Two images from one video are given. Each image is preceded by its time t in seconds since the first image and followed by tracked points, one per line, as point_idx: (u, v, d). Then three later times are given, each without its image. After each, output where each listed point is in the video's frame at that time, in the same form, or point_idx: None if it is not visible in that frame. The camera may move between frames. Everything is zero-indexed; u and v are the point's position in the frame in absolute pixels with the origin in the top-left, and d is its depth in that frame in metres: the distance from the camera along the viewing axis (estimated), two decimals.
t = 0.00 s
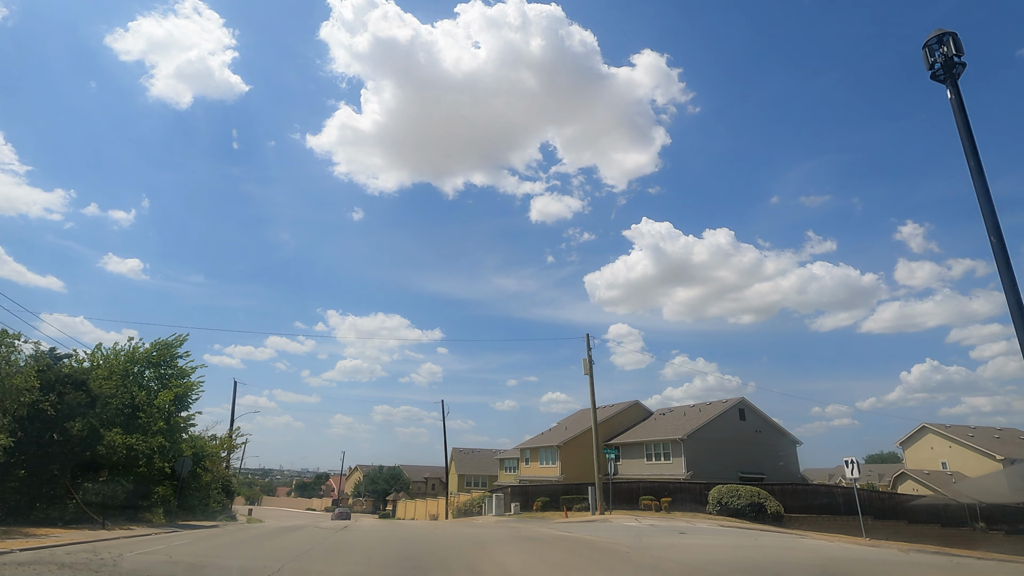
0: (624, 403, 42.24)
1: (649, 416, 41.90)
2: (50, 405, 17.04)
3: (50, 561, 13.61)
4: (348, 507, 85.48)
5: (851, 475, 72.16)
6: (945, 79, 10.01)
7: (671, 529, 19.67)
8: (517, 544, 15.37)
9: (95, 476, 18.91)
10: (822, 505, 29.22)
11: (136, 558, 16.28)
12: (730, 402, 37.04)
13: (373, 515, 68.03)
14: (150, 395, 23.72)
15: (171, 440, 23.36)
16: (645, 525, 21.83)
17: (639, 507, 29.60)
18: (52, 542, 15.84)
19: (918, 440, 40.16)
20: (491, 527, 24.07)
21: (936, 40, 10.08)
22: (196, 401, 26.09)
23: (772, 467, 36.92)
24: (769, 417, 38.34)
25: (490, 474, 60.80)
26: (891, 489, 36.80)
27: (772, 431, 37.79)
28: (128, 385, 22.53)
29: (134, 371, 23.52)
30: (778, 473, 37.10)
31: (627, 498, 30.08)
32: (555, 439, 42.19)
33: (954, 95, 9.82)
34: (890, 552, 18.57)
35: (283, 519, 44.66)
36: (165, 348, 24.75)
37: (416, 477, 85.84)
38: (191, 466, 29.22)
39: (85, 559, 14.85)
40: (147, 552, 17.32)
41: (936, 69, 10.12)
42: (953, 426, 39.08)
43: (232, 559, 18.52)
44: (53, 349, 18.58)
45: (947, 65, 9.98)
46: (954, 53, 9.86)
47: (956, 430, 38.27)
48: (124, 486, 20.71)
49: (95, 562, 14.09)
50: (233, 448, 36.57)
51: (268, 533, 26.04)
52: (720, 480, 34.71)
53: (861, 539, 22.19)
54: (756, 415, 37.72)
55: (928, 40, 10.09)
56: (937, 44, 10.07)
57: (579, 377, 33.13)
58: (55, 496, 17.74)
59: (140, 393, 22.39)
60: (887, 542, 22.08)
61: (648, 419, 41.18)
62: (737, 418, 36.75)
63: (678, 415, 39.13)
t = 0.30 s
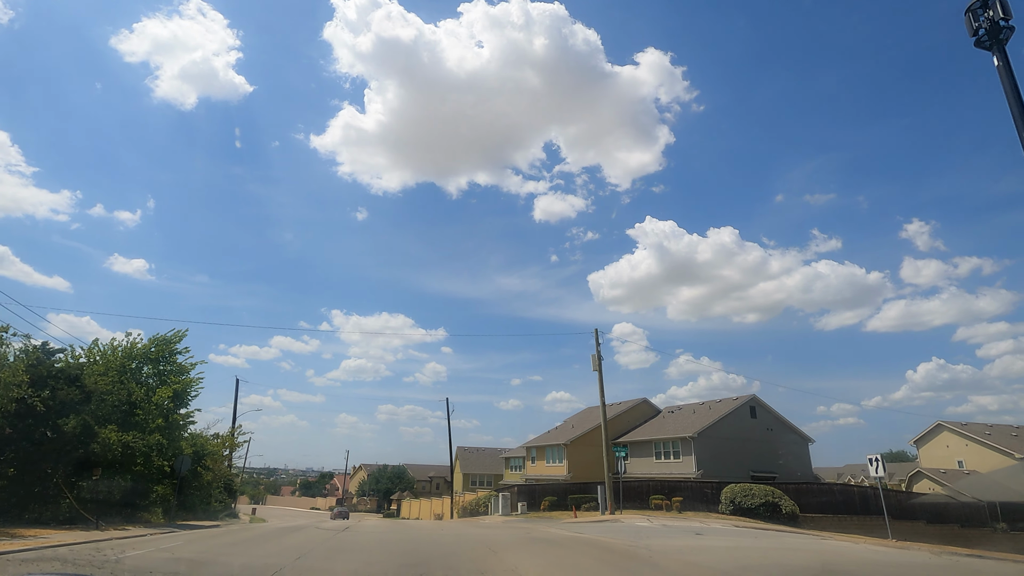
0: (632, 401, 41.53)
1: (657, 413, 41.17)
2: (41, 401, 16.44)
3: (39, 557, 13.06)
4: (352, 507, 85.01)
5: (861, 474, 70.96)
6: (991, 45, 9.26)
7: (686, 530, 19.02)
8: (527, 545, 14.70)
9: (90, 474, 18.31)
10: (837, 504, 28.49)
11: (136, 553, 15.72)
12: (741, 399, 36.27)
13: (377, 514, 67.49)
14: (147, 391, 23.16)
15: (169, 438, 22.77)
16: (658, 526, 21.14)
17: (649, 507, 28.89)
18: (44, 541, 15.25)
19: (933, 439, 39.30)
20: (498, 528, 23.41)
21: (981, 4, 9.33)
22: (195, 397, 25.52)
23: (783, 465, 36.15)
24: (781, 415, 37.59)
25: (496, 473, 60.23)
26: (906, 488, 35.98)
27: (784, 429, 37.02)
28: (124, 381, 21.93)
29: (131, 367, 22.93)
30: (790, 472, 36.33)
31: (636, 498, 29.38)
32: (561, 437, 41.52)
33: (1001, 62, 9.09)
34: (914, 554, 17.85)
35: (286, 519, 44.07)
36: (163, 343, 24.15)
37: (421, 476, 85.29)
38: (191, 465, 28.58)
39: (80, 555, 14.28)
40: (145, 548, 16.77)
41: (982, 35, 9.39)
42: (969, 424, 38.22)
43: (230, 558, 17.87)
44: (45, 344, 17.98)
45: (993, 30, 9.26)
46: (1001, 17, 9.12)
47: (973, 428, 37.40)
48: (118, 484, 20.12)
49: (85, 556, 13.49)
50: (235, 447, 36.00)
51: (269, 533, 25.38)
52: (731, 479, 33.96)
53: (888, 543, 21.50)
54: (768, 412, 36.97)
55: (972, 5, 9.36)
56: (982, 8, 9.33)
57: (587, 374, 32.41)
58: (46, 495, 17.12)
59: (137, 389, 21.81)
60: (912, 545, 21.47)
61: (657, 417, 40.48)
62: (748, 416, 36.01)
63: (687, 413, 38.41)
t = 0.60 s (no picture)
0: (638, 399, 40.95)
1: (664, 411, 40.65)
2: (36, 397, 16.05)
3: (31, 556, 12.61)
4: (356, 506, 84.74)
5: (868, 474, 70.29)
6: None
7: (698, 531, 18.53)
8: (536, 545, 14.21)
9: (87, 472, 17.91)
10: (849, 503, 27.96)
11: (133, 551, 15.29)
12: (750, 396, 35.75)
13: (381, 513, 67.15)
14: (147, 389, 22.76)
15: (169, 435, 22.36)
16: (669, 526, 20.66)
17: (658, 506, 28.34)
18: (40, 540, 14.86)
19: (944, 437, 38.67)
20: (505, 527, 22.93)
21: None
22: (195, 394, 25.11)
23: (793, 464, 35.60)
24: (790, 412, 37.04)
25: (500, 472, 59.72)
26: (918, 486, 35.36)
27: (793, 427, 36.49)
28: (123, 378, 21.54)
29: (131, 363, 22.54)
30: (799, 470, 35.79)
31: (645, 497, 28.86)
32: (567, 436, 40.98)
33: None
34: (935, 556, 17.36)
35: (289, 517, 43.60)
36: (163, 340, 23.75)
37: (425, 475, 84.89)
38: (192, 463, 28.14)
39: (76, 552, 13.88)
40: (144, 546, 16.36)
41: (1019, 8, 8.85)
42: (981, 422, 37.60)
43: (231, 556, 17.45)
44: (40, 339, 17.60)
45: None
46: None
47: (985, 426, 36.75)
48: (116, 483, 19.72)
49: (80, 555, 13.05)
50: (237, 445, 35.61)
51: (271, 532, 24.96)
52: (740, 478, 33.43)
53: (911, 543, 21.36)
54: (777, 410, 36.39)
55: None
56: None
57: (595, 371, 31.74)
58: (42, 493, 16.72)
59: (137, 386, 21.41)
60: (935, 546, 21.25)
61: (663, 415, 39.90)
62: (757, 414, 35.45)
63: (695, 411, 37.83)
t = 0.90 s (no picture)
0: (643, 397, 40.60)
1: (669, 410, 40.27)
2: (33, 394, 15.81)
3: (27, 554, 12.36)
4: (360, 504, 84.72)
5: (874, 473, 70.02)
6: None
7: (707, 531, 18.21)
8: (543, 545, 13.91)
9: (86, 471, 17.67)
10: (858, 502, 27.58)
11: (133, 549, 15.05)
12: (757, 394, 35.36)
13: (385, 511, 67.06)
14: (148, 387, 22.54)
15: (170, 433, 22.11)
16: (676, 526, 20.34)
17: (664, 506, 28.04)
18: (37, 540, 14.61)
19: (954, 436, 38.15)
20: (510, 527, 22.63)
21: None
22: (197, 393, 24.84)
23: (800, 463, 35.24)
24: (797, 411, 36.66)
25: (503, 470, 59.50)
26: (928, 485, 34.86)
27: (801, 425, 36.07)
28: (124, 376, 21.31)
29: (131, 361, 22.31)
30: (807, 469, 35.39)
31: (651, 496, 28.57)
32: (571, 434, 40.67)
33: None
34: (950, 557, 16.99)
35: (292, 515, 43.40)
36: (164, 337, 23.51)
37: (428, 473, 84.72)
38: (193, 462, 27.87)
39: (74, 550, 13.64)
40: (145, 545, 16.15)
41: None
42: (992, 420, 37.08)
43: (235, 553, 17.21)
44: (38, 336, 17.35)
45: None
46: None
47: (995, 424, 36.30)
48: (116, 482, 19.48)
49: (76, 553, 12.79)
50: (240, 443, 35.39)
51: (273, 532, 24.68)
52: (746, 476, 33.07)
53: (926, 544, 21.18)
54: (784, 408, 36.02)
55: None
56: None
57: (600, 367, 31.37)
58: (40, 491, 16.48)
59: (137, 384, 21.16)
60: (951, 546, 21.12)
61: (668, 413, 39.55)
62: (764, 412, 35.07)
63: (701, 409, 37.48)
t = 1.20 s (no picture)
0: (648, 395, 40.35)
1: (674, 408, 40.02)
2: (32, 393, 15.63)
3: (26, 552, 12.17)
4: (363, 503, 84.65)
5: (878, 471, 69.71)
6: None
7: (715, 531, 18.02)
8: (547, 545, 13.71)
9: (87, 469, 17.48)
10: (866, 502, 27.32)
11: (137, 547, 14.91)
12: (762, 393, 35.09)
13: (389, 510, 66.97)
14: (149, 385, 22.38)
15: (172, 433, 21.92)
16: (683, 525, 20.14)
17: (670, 505, 27.80)
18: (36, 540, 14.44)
19: (963, 434, 37.77)
20: (515, 527, 22.43)
21: None
22: (199, 392, 24.65)
23: (806, 461, 34.95)
24: (803, 409, 36.39)
25: (507, 470, 59.31)
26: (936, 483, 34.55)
27: (807, 424, 35.79)
28: (125, 374, 21.16)
29: (132, 360, 22.15)
30: (813, 468, 35.11)
31: (656, 496, 28.34)
32: (576, 432, 40.43)
33: None
34: (963, 557, 16.74)
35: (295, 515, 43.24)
36: (166, 336, 23.35)
37: (431, 473, 84.57)
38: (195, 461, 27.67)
39: (76, 548, 13.50)
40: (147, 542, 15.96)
41: None
42: (1000, 418, 36.74)
43: (239, 551, 17.03)
44: (39, 334, 17.22)
45: None
46: None
47: (1004, 422, 35.96)
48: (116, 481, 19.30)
49: (77, 551, 12.61)
50: (243, 442, 35.26)
51: (276, 531, 24.54)
52: (752, 475, 32.82)
53: (938, 544, 20.93)
54: (790, 406, 35.75)
55: None
56: None
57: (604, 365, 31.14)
58: (41, 490, 16.33)
59: (138, 382, 21.00)
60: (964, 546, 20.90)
61: (673, 412, 39.29)
62: (770, 410, 34.80)
63: (706, 407, 37.23)
